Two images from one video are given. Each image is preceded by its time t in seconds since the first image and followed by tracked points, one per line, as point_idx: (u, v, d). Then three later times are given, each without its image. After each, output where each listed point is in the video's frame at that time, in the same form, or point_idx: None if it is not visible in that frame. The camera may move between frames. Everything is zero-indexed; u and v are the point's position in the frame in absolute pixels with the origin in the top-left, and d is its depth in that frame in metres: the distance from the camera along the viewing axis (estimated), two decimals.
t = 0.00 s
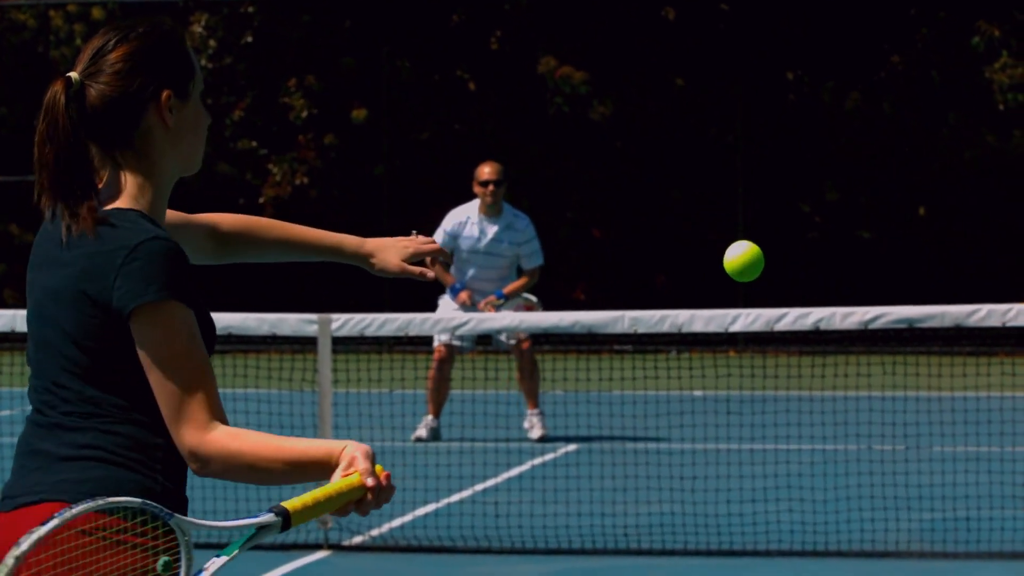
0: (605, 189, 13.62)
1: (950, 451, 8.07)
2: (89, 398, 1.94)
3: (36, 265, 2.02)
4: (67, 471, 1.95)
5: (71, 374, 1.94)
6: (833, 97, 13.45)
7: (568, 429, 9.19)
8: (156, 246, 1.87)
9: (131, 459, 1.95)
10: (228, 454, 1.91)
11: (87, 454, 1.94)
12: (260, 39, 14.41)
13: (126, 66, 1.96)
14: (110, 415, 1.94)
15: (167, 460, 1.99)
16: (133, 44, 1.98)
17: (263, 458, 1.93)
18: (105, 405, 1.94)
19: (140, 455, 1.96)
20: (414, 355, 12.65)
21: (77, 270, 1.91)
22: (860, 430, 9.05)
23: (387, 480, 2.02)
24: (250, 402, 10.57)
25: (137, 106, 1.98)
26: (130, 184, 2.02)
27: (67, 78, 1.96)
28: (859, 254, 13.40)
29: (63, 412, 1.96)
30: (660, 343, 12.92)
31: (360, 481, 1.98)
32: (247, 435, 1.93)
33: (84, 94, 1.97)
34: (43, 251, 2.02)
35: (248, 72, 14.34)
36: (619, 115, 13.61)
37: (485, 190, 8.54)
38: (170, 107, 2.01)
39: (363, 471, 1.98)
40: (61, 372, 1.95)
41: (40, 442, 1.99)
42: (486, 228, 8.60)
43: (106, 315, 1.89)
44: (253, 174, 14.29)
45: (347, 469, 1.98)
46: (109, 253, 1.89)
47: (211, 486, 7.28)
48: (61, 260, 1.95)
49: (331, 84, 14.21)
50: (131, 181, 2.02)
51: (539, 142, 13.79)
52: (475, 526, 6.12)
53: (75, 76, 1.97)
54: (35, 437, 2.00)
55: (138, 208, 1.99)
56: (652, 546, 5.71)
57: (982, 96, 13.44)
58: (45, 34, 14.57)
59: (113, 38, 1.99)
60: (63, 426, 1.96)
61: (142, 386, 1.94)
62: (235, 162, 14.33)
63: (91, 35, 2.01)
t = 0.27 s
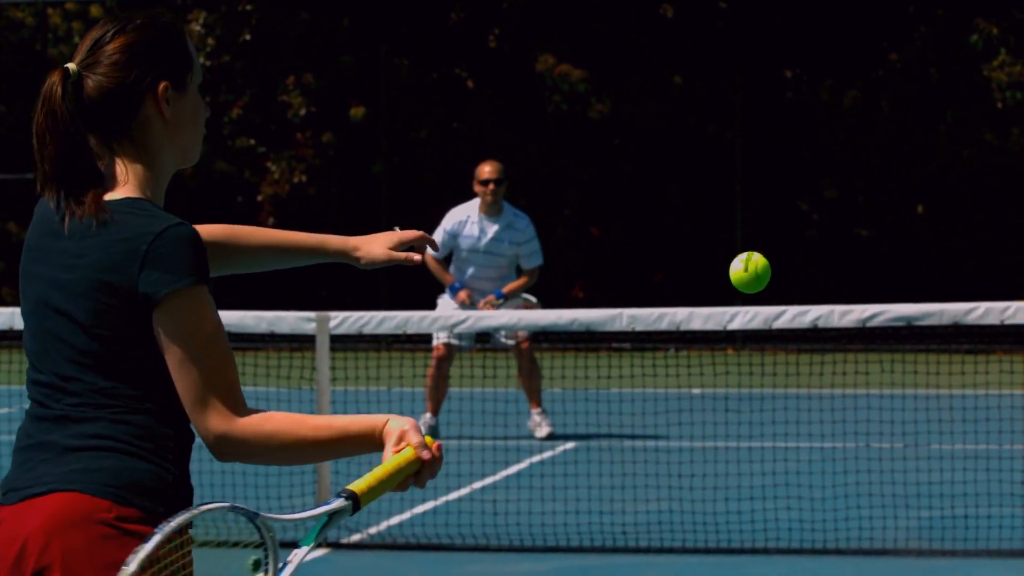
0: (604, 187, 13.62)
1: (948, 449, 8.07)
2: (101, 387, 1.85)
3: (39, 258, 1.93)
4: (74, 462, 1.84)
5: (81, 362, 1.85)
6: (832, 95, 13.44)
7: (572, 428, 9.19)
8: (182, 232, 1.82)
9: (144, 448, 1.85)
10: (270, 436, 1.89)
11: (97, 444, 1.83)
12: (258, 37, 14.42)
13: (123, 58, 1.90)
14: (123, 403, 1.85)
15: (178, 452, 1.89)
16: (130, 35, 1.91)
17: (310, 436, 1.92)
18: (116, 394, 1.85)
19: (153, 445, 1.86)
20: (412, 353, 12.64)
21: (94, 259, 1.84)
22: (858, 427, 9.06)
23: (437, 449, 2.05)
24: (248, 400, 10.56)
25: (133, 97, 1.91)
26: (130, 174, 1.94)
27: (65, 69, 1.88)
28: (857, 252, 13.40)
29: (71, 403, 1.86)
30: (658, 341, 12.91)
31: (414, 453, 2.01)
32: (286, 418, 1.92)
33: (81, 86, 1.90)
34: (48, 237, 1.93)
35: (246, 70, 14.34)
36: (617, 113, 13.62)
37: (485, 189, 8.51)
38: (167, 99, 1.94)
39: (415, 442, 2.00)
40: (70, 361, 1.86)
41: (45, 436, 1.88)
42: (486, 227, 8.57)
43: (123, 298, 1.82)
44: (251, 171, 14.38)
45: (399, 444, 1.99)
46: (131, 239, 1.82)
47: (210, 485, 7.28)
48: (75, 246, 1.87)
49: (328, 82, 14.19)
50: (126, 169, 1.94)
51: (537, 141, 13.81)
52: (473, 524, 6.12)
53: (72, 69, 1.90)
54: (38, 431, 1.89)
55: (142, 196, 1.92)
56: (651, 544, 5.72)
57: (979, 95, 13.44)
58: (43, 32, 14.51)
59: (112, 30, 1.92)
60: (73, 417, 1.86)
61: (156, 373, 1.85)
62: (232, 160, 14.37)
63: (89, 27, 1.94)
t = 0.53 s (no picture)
0: (603, 184, 13.62)
1: (947, 447, 8.08)
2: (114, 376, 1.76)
3: (44, 248, 1.84)
4: (83, 451, 1.75)
5: (92, 351, 1.76)
6: (831, 93, 13.45)
7: (574, 425, 9.18)
8: (201, 217, 1.76)
9: (158, 437, 1.76)
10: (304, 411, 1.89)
11: (107, 434, 1.74)
12: (258, 35, 14.43)
13: (122, 48, 1.83)
14: (136, 392, 1.76)
15: (188, 443, 1.81)
16: (129, 26, 1.84)
17: (343, 408, 1.93)
18: (128, 383, 1.75)
19: (166, 435, 1.77)
20: (411, 351, 12.62)
21: (110, 245, 1.76)
22: (857, 425, 9.07)
23: (471, 414, 2.07)
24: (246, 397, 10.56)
25: (130, 89, 1.84)
26: (130, 163, 1.87)
27: (63, 60, 1.82)
28: (855, 249, 13.42)
29: (81, 392, 1.77)
30: (657, 338, 12.89)
31: (454, 419, 2.03)
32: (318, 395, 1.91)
33: (78, 77, 1.83)
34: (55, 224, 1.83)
35: (245, 68, 14.37)
36: (616, 110, 13.63)
37: (486, 188, 8.46)
38: (165, 91, 1.87)
39: (453, 411, 2.02)
40: (79, 349, 1.77)
41: (51, 428, 1.78)
42: (487, 226, 8.51)
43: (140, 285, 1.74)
44: (250, 169, 14.35)
45: (437, 413, 1.99)
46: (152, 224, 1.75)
47: (208, 482, 7.29)
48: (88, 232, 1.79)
49: (327, 80, 14.16)
50: (125, 158, 1.86)
51: (536, 139, 13.80)
52: (472, 522, 6.11)
53: (70, 60, 1.83)
54: (42, 423, 1.79)
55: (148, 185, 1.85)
56: (649, 541, 5.72)
57: (978, 93, 13.44)
58: (42, 30, 14.71)
59: (111, 22, 1.85)
60: (83, 407, 1.76)
61: (170, 362, 1.77)
62: (231, 158, 14.37)
63: (88, 19, 1.87)
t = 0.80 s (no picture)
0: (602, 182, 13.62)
1: (948, 444, 8.07)
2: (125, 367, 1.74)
3: (47, 238, 1.81)
4: (93, 442, 1.73)
5: (103, 341, 1.74)
6: (830, 91, 13.44)
7: (573, 423, 9.19)
8: (211, 204, 1.76)
9: (169, 427, 1.76)
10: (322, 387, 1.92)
11: (118, 425, 1.73)
12: (257, 34, 14.37)
13: (119, 41, 1.83)
14: (150, 384, 1.75)
15: (195, 432, 1.80)
16: (127, 20, 1.84)
17: (358, 380, 1.97)
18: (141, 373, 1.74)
19: (177, 425, 1.77)
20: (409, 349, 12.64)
21: (126, 232, 1.74)
22: (856, 421, 9.07)
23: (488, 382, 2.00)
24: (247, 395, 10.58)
25: (128, 82, 1.85)
26: (129, 154, 1.87)
27: (60, 52, 1.82)
28: (853, 247, 13.43)
29: (89, 382, 1.74)
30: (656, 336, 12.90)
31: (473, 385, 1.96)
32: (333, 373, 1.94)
33: (76, 70, 1.84)
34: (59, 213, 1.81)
35: (244, 66, 14.41)
36: (615, 108, 13.60)
37: (486, 187, 8.42)
38: (162, 85, 1.87)
39: (471, 378, 1.96)
40: (89, 340, 1.75)
41: (57, 418, 1.76)
42: (488, 224, 8.48)
43: (159, 271, 1.73)
44: (249, 168, 14.42)
45: (456, 381, 1.97)
46: (171, 208, 1.74)
47: (208, 480, 7.30)
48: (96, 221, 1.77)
49: (326, 78, 14.16)
50: (123, 150, 1.86)
51: (535, 137, 13.80)
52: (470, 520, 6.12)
53: (68, 52, 1.83)
54: (46, 414, 1.76)
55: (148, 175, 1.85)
56: (648, 539, 5.72)
57: (977, 91, 13.42)
58: (41, 27, 14.75)
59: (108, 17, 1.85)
60: (91, 398, 1.74)
61: (178, 352, 1.76)
62: (231, 156, 14.41)
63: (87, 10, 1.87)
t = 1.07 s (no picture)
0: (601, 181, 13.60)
1: (946, 443, 8.07)
2: (135, 355, 1.77)
3: (53, 234, 1.84)
4: (101, 434, 1.75)
5: (112, 331, 1.78)
6: (828, 88, 13.48)
7: (571, 421, 9.18)
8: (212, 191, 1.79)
9: (178, 419, 1.79)
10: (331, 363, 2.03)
11: (126, 416, 1.75)
12: (257, 32, 14.40)
13: (116, 34, 1.86)
14: (159, 374, 1.78)
15: (202, 424, 1.84)
16: (126, 14, 1.87)
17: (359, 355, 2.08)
18: (150, 363, 1.78)
19: (185, 417, 1.80)
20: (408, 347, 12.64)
21: (137, 219, 1.78)
22: (854, 420, 9.06)
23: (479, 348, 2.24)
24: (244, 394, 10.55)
25: (125, 76, 1.88)
26: (129, 145, 1.89)
27: (57, 46, 1.86)
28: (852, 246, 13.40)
29: (97, 374, 1.77)
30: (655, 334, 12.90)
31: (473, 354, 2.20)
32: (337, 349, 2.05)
33: (74, 64, 1.87)
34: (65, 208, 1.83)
35: (243, 64, 14.37)
36: (614, 106, 13.59)
37: (487, 185, 8.40)
38: (160, 79, 1.90)
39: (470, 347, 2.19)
40: (98, 332, 1.78)
41: (63, 411, 1.78)
42: (488, 223, 8.45)
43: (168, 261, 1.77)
44: (248, 166, 14.38)
45: (455, 350, 2.17)
46: (182, 194, 1.79)
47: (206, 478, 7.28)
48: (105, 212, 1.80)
49: (325, 75, 14.18)
50: (123, 142, 1.89)
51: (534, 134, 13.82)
52: (470, 517, 6.11)
53: (67, 45, 1.87)
54: (52, 407, 1.79)
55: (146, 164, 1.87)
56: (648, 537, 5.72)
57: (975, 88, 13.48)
58: (40, 25, 14.71)
59: (106, 11, 1.88)
60: (99, 390, 1.77)
61: (182, 346, 1.80)
62: (230, 154, 14.41)
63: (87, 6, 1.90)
